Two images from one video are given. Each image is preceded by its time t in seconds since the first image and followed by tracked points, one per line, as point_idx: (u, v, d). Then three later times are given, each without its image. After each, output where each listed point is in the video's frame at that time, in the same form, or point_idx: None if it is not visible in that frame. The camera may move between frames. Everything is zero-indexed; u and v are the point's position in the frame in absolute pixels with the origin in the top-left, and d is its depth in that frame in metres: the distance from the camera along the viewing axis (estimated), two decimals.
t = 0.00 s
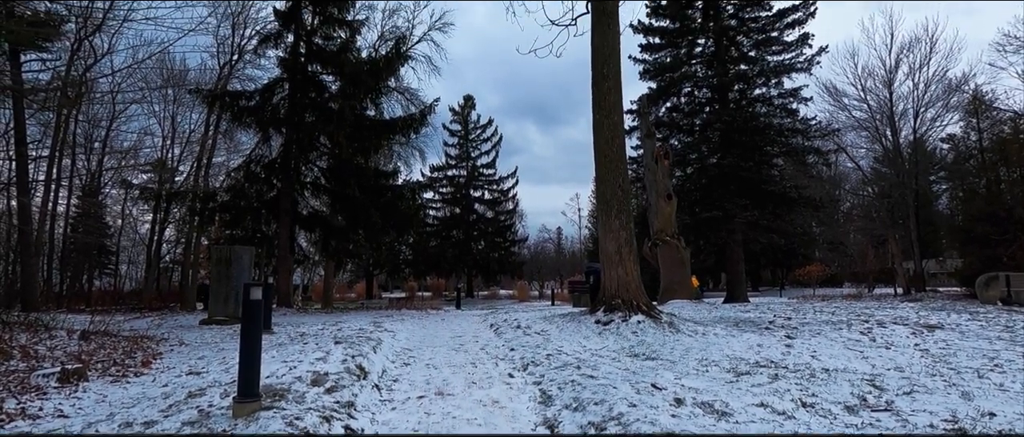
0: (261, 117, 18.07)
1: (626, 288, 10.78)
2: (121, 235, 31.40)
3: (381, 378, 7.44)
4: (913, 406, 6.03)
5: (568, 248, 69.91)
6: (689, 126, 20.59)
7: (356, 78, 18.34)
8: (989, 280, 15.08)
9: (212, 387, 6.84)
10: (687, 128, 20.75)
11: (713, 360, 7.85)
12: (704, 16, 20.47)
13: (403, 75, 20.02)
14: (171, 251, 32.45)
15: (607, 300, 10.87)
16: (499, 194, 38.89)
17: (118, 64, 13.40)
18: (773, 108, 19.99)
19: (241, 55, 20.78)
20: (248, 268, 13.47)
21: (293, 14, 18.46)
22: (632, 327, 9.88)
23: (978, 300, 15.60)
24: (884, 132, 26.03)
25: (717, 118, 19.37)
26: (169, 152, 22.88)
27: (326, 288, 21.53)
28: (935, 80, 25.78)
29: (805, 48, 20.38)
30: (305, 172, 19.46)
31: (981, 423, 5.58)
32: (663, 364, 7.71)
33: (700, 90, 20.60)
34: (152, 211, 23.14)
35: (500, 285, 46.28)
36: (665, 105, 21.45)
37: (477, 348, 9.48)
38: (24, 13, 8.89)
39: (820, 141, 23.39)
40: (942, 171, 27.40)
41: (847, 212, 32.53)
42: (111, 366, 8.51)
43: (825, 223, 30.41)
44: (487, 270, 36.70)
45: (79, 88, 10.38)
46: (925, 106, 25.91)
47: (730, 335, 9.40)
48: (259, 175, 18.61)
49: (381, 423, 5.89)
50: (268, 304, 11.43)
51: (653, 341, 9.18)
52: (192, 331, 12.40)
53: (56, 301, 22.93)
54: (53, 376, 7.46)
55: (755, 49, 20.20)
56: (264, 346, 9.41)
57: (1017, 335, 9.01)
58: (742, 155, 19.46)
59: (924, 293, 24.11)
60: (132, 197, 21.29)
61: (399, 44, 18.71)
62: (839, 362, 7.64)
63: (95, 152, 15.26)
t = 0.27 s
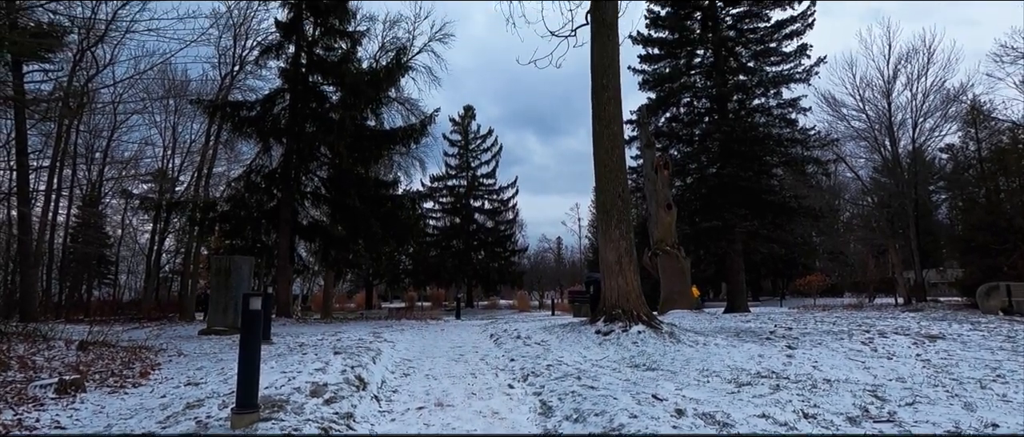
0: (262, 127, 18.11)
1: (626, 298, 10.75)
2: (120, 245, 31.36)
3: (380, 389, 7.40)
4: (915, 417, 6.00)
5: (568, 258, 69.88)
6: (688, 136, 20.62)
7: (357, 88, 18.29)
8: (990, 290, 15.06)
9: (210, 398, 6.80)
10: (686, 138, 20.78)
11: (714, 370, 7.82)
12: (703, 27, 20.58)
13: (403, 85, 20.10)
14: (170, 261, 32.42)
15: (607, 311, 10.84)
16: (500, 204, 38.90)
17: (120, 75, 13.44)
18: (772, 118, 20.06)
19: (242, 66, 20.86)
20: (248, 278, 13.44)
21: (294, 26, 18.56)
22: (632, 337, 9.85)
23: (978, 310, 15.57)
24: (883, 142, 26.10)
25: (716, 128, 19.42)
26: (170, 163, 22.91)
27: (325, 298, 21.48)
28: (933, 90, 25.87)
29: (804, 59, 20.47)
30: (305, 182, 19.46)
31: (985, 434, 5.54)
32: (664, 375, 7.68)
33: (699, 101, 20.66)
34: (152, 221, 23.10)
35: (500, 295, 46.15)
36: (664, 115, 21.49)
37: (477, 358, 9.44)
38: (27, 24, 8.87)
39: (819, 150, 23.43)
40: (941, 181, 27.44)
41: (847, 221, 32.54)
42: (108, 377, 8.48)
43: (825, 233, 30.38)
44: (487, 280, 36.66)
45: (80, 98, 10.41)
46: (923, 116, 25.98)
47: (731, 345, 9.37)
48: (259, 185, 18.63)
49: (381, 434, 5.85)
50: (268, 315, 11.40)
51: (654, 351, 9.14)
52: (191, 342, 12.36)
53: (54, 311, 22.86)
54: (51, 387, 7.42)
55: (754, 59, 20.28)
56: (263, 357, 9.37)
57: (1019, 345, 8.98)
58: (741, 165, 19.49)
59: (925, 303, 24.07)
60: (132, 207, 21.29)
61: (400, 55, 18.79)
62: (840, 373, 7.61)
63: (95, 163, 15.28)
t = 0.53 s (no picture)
0: (263, 139, 18.16)
1: (626, 309, 10.72)
2: (120, 257, 31.31)
3: (379, 401, 7.34)
4: (919, 429, 5.96)
5: (568, 269, 69.83)
6: (688, 148, 20.65)
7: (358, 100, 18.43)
8: (991, 301, 15.03)
9: (208, 411, 6.76)
10: (686, 150, 20.81)
11: (715, 382, 7.78)
12: (702, 39, 20.70)
13: (403, 97, 20.17)
14: (169, 272, 32.35)
15: (607, 322, 10.80)
16: (500, 215, 38.89)
17: (122, 86, 13.49)
18: (772, 129, 20.13)
19: (243, 78, 20.95)
20: (248, 289, 13.42)
21: (296, 38, 18.67)
22: (633, 348, 9.80)
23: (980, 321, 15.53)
24: (882, 153, 26.16)
25: (716, 139, 19.46)
26: (170, 174, 22.94)
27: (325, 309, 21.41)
28: (931, 101, 25.97)
29: (802, 71, 20.57)
30: (305, 193, 19.46)
31: None
32: (665, 387, 7.63)
33: (699, 112, 20.71)
34: (152, 232, 23.08)
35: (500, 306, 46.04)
36: (664, 126, 21.55)
37: (477, 370, 9.40)
38: (30, 36, 8.87)
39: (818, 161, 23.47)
40: (941, 191, 27.47)
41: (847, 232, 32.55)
42: (106, 389, 8.43)
43: (826, 244, 30.35)
44: (487, 292, 36.60)
45: (82, 110, 10.44)
46: (922, 127, 26.06)
47: (732, 357, 9.33)
48: (259, 196, 18.65)
49: None
50: (267, 326, 11.36)
51: (654, 362, 9.09)
52: (190, 353, 12.30)
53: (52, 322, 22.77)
54: (48, 399, 7.37)
55: (753, 71, 20.37)
56: (262, 369, 9.33)
57: (1021, 356, 8.96)
58: (741, 175, 19.51)
59: (926, 314, 24.02)
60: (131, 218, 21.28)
61: (400, 67, 18.87)
62: (842, 385, 7.58)
63: (96, 174, 15.29)
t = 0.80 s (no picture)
0: (263, 149, 18.20)
1: (627, 319, 10.68)
2: (119, 266, 31.25)
3: (378, 412, 7.30)
4: None
5: (568, 278, 69.74)
6: (687, 157, 20.66)
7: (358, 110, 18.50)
8: (992, 311, 14.98)
9: (206, 421, 6.72)
10: (686, 159, 20.82)
11: (716, 392, 7.75)
12: (700, 50, 20.77)
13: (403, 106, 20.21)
14: (169, 281, 32.29)
15: (608, 332, 10.76)
16: (500, 224, 38.86)
17: (124, 96, 13.52)
18: (771, 139, 20.17)
19: (244, 88, 21.02)
20: (247, 299, 13.39)
21: (297, 48, 18.75)
22: (634, 358, 9.77)
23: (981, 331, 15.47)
24: (881, 162, 26.20)
25: (716, 149, 19.48)
26: (171, 183, 22.95)
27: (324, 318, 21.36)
28: (930, 111, 26.05)
29: (800, 81, 20.63)
30: (305, 203, 19.46)
31: None
32: (666, 397, 7.61)
33: (698, 122, 20.72)
34: (152, 241, 23.04)
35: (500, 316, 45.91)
36: (664, 136, 21.58)
37: (477, 380, 9.38)
38: (32, 47, 8.89)
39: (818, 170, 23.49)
40: (940, 201, 27.47)
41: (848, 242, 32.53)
42: (103, 399, 8.40)
43: (826, 253, 30.31)
44: (488, 301, 36.54)
45: (83, 119, 10.46)
46: (921, 137, 26.11)
47: (733, 367, 9.29)
48: (260, 206, 18.66)
49: None
50: (266, 336, 11.33)
51: (655, 372, 9.05)
52: (188, 363, 12.25)
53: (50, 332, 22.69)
54: (45, 410, 7.33)
55: (752, 81, 20.42)
56: (261, 379, 9.29)
57: None
58: (741, 185, 19.52)
59: (927, 323, 23.96)
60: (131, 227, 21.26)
61: (401, 76, 18.94)
62: (844, 395, 7.54)
63: (97, 183, 15.29)
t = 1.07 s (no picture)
0: (263, 159, 18.23)
1: (628, 329, 10.65)
2: (119, 277, 31.19)
3: (378, 423, 7.25)
4: None
5: (569, 289, 69.64)
6: (687, 168, 20.68)
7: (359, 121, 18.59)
8: (994, 321, 14.90)
9: (204, 433, 6.68)
10: (686, 169, 20.84)
11: (718, 403, 7.71)
12: (699, 61, 20.84)
13: (404, 117, 20.27)
14: (168, 292, 32.22)
15: (608, 342, 10.72)
16: (500, 234, 38.84)
17: (125, 107, 13.54)
18: (771, 149, 20.21)
19: (246, 98, 21.08)
20: (246, 310, 13.36)
21: (299, 59, 18.85)
22: (635, 369, 9.72)
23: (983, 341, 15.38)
24: (881, 172, 26.23)
25: (715, 159, 19.51)
26: (171, 193, 22.97)
27: (324, 329, 21.31)
28: (929, 121, 26.10)
29: (799, 91, 20.70)
30: (305, 213, 19.47)
31: None
32: (667, 408, 7.57)
33: (698, 132, 20.69)
34: (152, 252, 23.03)
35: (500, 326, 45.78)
36: (663, 146, 21.63)
37: (477, 391, 9.34)
38: (34, 58, 8.89)
39: (818, 180, 23.49)
40: (941, 211, 27.46)
41: (849, 251, 32.52)
42: (101, 410, 8.36)
43: (827, 263, 30.28)
44: (488, 312, 36.45)
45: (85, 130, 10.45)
46: (920, 147, 26.14)
47: (735, 377, 9.25)
48: (260, 216, 18.68)
49: None
50: (265, 346, 11.28)
51: (656, 383, 9.01)
52: (187, 374, 12.20)
53: (49, 343, 22.59)
54: (42, 421, 7.29)
55: (751, 91, 20.48)
56: (260, 390, 9.24)
57: None
58: (740, 195, 19.53)
59: (928, 334, 23.86)
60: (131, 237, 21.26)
61: (401, 87, 19.01)
62: (847, 406, 7.50)
63: (97, 194, 15.29)
